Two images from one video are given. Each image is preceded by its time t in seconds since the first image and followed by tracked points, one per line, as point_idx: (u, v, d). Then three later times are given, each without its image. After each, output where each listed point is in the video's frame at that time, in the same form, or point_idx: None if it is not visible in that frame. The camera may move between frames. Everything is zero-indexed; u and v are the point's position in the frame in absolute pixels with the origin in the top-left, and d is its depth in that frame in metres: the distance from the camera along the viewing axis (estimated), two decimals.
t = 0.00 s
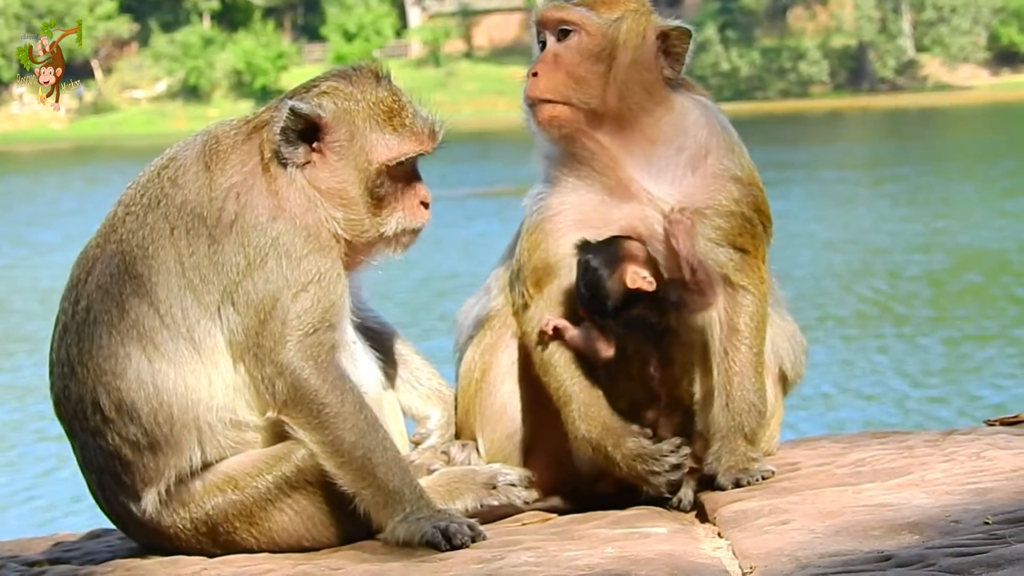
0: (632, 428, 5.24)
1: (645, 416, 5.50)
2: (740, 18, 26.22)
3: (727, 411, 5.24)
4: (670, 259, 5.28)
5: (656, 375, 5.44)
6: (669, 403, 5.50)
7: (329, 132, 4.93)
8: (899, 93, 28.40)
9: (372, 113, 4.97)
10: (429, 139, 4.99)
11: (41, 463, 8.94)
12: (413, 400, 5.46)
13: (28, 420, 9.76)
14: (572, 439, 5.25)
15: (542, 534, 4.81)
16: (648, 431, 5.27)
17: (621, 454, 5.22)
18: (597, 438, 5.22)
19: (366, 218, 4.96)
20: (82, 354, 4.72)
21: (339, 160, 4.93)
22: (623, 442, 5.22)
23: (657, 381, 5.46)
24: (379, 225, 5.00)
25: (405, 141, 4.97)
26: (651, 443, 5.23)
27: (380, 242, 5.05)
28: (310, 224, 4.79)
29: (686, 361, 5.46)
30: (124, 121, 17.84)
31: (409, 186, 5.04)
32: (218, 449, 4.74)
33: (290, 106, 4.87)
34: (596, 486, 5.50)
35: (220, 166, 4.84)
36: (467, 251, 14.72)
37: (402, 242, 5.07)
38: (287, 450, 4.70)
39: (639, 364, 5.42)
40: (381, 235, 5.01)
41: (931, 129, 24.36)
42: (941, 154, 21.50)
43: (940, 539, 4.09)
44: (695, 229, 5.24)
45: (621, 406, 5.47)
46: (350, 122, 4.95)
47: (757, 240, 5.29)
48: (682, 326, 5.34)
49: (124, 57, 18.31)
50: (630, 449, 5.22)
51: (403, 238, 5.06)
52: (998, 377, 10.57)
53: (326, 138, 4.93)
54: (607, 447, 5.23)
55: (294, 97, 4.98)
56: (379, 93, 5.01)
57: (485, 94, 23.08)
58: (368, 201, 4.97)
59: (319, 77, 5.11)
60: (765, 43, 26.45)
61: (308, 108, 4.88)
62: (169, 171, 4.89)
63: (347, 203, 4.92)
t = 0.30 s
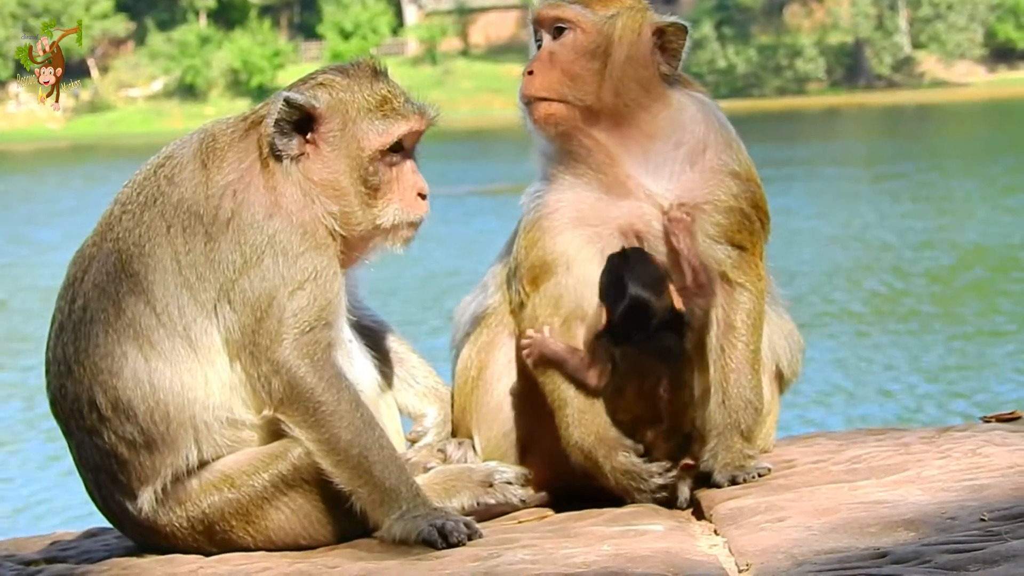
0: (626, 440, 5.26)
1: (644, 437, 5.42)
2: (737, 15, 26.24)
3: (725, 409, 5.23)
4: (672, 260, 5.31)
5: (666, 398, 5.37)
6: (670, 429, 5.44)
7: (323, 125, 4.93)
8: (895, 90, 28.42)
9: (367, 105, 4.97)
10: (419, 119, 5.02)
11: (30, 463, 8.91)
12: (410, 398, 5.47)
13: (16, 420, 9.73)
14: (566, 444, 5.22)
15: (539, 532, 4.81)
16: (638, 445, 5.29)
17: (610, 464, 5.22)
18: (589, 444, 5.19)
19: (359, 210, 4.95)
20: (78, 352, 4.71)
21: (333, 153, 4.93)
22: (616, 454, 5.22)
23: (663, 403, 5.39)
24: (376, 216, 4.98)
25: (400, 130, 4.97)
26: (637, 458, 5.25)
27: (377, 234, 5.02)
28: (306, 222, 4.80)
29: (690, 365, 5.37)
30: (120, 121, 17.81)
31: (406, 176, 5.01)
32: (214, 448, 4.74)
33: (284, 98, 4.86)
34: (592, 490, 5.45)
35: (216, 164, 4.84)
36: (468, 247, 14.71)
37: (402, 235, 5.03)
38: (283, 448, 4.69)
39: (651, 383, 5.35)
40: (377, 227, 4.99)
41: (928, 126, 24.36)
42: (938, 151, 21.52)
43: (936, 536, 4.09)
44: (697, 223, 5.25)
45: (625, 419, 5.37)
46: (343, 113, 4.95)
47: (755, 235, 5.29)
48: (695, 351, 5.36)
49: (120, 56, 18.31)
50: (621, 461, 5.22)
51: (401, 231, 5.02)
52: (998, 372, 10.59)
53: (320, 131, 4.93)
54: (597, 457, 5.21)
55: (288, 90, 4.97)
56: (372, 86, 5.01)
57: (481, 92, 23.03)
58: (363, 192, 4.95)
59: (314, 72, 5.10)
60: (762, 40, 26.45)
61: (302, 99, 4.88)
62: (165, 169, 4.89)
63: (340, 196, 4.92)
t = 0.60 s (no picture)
0: (628, 442, 5.24)
1: (651, 436, 5.41)
2: (732, 13, 26.24)
3: (721, 407, 5.23)
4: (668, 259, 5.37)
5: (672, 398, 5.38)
6: (678, 429, 5.42)
7: (320, 125, 4.93)
8: (890, 87, 28.44)
9: (364, 106, 4.98)
10: (420, 134, 5.02)
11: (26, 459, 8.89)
12: (406, 397, 5.49)
13: (11, 420, 9.70)
14: (568, 445, 5.22)
15: (535, 530, 4.81)
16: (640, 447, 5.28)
17: (613, 464, 5.21)
18: (593, 447, 5.19)
19: (356, 210, 4.95)
20: (75, 350, 4.71)
21: (330, 153, 4.93)
22: (618, 455, 5.21)
23: (670, 403, 5.39)
24: (370, 218, 4.98)
25: (397, 133, 4.98)
26: (639, 460, 5.23)
27: (371, 236, 5.03)
28: (302, 221, 4.80)
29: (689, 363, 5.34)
30: (114, 118, 17.78)
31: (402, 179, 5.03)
32: (210, 446, 4.74)
33: (280, 100, 4.86)
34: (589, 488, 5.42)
35: (213, 163, 4.84)
36: (467, 244, 14.69)
37: (394, 237, 5.05)
38: (279, 446, 4.69)
39: (657, 385, 5.36)
40: (371, 229, 5.00)
41: (924, 124, 24.38)
42: (933, 149, 21.55)
43: (932, 534, 4.10)
44: (694, 222, 5.26)
45: (632, 421, 5.37)
46: (340, 114, 4.95)
47: (751, 233, 5.30)
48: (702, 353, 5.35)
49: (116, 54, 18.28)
50: (624, 463, 5.21)
51: (395, 233, 5.04)
52: (996, 370, 10.61)
53: (317, 131, 4.93)
54: (600, 457, 5.20)
55: (284, 91, 4.97)
56: (369, 87, 5.01)
57: (476, 90, 23.00)
58: (359, 193, 4.96)
59: (310, 72, 5.10)
60: (757, 37, 26.46)
61: (298, 101, 4.88)
62: (161, 167, 4.88)
63: (338, 196, 4.92)
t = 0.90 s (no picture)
0: (632, 445, 5.14)
1: (657, 439, 5.34)
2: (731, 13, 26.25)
3: (718, 406, 5.22)
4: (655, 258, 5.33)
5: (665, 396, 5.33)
6: (681, 430, 5.38)
7: (317, 127, 4.93)
8: (889, 87, 28.48)
9: (362, 108, 4.97)
10: (418, 140, 4.99)
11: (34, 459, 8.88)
12: (404, 395, 5.46)
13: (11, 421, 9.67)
14: (570, 448, 5.12)
15: (533, 528, 4.81)
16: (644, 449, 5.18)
17: (618, 467, 5.10)
18: (595, 449, 5.09)
19: (354, 213, 4.96)
20: (72, 350, 4.70)
21: (327, 155, 4.93)
22: (623, 458, 5.10)
23: (669, 403, 5.35)
24: (366, 221, 4.99)
25: (394, 139, 4.97)
26: (644, 463, 5.13)
27: (366, 240, 5.04)
28: (299, 220, 4.79)
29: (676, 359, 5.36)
30: (112, 117, 17.78)
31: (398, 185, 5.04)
32: (207, 446, 4.73)
33: (280, 100, 4.86)
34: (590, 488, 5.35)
35: (210, 162, 4.83)
36: (470, 244, 14.70)
37: (388, 240, 5.06)
38: (277, 445, 4.69)
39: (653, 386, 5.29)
40: (367, 232, 5.00)
41: (922, 123, 24.40)
42: (931, 149, 21.56)
43: (929, 532, 4.09)
44: (685, 223, 5.26)
45: (634, 427, 5.27)
46: (339, 116, 4.95)
47: (746, 233, 5.31)
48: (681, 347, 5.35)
49: (116, 54, 18.29)
50: (628, 465, 5.11)
51: (389, 236, 5.05)
52: (996, 369, 10.60)
53: (315, 132, 4.93)
54: (603, 460, 5.10)
55: (283, 91, 4.97)
56: (368, 88, 5.01)
57: (476, 88, 22.98)
58: (356, 196, 4.96)
59: (308, 73, 5.10)
60: (756, 37, 26.46)
61: (298, 101, 4.88)
62: (159, 167, 4.88)
63: (335, 198, 4.91)
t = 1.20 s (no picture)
0: (634, 447, 5.13)
1: (660, 432, 5.42)
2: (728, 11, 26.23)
3: (714, 404, 5.21)
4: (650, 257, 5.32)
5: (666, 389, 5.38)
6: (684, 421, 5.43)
7: (314, 118, 4.94)
8: (886, 85, 28.49)
9: (356, 100, 4.98)
10: (415, 129, 5.01)
11: (38, 458, 8.87)
12: (400, 393, 5.46)
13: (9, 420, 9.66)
14: (571, 451, 5.14)
15: (529, 527, 4.81)
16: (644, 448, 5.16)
17: (620, 469, 5.11)
18: (596, 451, 5.11)
19: (352, 209, 4.95)
20: (69, 347, 4.70)
21: (324, 149, 4.93)
22: (626, 460, 5.11)
23: (668, 397, 5.39)
24: (364, 219, 4.98)
25: (392, 134, 4.97)
26: (646, 463, 5.12)
27: (364, 238, 5.03)
28: (297, 217, 4.79)
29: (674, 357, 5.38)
30: (109, 115, 17.74)
31: (396, 183, 5.04)
32: (204, 443, 4.73)
33: (281, 88, 4.90)
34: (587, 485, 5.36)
35: (208, 159, 4.83)
36: (470, 242, 14.70)
37: (385, 240, 5.06)
38: (274, 444, 4.69)
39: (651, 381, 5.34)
40: (365, 231, 5.00)
41: (920, 121, 24.40)
42: (929, 147, 21.56)
43: (926, 531, 4.09)
44: (679, 223, 5.25)
45: (637, 422, 5.34)
46: (335, 108, 4.95)
47: (742, 231, 5.30)
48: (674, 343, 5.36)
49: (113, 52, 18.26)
50: (631, 468, 5.11)
51: (386, 236, 5.05)
52: (995, 365, 10.61)
53: (311, 124, 4.94)
54: (607, 463, 5.11)
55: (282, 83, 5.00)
56: (361, 83, 5.01)
57: (473, 87, 22.97)
58: (355, 191, 4.96)
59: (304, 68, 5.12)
60: (753, 35, 26.46)
61: (296, 89, 4.91)
62: (157, 164, 4.88)
63: (333, 191, 4.91)
